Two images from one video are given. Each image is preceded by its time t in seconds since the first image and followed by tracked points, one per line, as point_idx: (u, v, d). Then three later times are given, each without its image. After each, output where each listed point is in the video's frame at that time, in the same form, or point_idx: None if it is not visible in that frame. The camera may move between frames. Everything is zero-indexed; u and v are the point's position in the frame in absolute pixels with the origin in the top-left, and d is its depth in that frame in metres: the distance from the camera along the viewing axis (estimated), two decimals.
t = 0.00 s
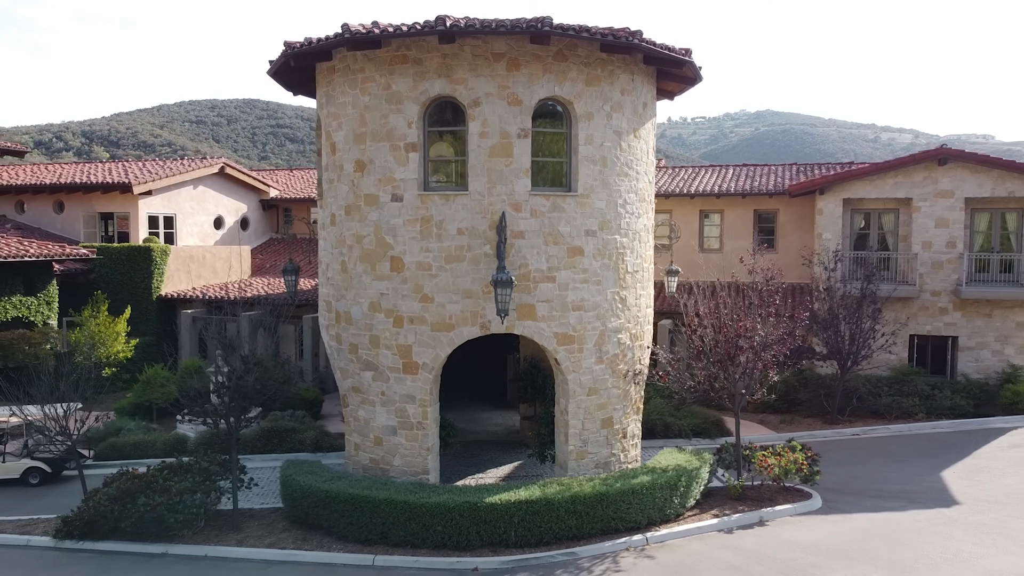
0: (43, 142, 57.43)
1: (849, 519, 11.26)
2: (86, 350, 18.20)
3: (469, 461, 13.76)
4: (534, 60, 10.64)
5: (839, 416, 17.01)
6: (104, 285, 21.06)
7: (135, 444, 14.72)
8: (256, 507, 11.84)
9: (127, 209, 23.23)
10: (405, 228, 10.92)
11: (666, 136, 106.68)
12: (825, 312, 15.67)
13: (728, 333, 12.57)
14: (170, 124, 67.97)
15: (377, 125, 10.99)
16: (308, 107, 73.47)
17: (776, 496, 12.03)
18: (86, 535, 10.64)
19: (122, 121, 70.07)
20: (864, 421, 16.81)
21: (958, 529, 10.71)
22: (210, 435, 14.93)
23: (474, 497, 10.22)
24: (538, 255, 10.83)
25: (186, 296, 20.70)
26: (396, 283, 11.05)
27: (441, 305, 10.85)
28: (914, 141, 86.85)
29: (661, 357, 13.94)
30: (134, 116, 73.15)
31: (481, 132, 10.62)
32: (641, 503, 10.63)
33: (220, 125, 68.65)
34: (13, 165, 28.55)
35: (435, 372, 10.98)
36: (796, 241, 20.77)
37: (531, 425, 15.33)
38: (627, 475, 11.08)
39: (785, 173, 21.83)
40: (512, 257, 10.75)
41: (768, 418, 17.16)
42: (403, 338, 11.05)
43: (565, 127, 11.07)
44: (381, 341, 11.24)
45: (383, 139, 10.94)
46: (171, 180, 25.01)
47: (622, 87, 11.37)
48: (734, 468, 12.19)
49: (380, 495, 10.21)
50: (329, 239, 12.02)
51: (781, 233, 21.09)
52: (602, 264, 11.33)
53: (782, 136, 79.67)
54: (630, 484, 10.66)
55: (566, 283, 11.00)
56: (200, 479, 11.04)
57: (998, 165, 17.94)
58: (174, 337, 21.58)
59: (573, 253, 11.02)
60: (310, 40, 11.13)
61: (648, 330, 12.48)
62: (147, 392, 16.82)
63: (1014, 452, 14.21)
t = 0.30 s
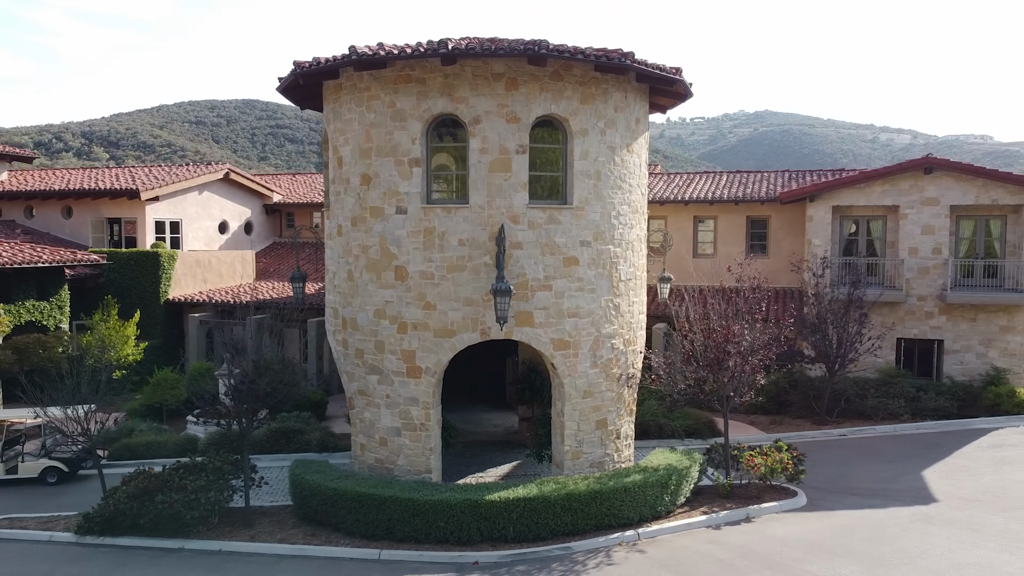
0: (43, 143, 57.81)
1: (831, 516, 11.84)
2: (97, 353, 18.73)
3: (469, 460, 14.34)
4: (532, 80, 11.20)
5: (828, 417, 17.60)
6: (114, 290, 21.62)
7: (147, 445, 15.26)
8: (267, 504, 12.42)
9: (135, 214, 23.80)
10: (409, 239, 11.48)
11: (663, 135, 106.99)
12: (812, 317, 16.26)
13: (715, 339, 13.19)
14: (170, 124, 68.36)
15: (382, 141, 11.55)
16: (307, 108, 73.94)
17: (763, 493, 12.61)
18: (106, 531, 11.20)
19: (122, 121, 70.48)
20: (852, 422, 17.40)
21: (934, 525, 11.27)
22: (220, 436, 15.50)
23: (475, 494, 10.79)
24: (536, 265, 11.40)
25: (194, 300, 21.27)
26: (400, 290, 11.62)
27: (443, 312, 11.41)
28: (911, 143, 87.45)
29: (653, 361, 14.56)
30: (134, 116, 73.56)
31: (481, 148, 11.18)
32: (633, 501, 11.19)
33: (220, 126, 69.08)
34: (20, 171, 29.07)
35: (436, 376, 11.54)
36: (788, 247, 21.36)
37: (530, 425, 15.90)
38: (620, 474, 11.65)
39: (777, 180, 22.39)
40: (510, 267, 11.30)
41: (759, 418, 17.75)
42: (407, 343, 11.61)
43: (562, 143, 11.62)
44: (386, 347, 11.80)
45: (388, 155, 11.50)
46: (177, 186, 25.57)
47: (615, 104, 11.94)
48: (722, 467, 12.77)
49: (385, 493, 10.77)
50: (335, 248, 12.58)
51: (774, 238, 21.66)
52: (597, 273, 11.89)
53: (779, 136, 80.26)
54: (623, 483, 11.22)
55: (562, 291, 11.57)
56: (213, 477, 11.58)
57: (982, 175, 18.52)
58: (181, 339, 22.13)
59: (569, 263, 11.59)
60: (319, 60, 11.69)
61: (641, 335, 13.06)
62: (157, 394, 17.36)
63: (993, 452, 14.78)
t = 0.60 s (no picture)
0: (44, 143, 58.15)
1: (817, 513, 12.41)
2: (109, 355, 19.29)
3: (471, 460, 14.92)
4: (531, 98, 11.77)
5: (818, 418, 18.18)
6: (124, 294, 22.21)
7: (161, 445, 15.84)
8: (278, 502, 13.01)
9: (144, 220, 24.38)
10: (414, 250, 12.06)
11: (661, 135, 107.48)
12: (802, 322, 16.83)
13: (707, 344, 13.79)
14: (171, 124, 68.74)
15: (388, 156, 12.12)
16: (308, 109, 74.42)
17: (751, 492, 13.17)
18: (126, 527, 11.79)
19: (122, 121, 70.80)
20: (841, 423, 17.98)
21: (914, 521, 11.86)
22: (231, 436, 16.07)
23: (476, 492, 11.38)
24: (535, 274, 11.97)
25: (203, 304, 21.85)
26: (405, 298, 12.20)
27: (446, 319, 11.99)
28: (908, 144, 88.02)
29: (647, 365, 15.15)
30: (134, 117, 73.91)
31: (482, 164, 11.76)
32: (627, 499, 11.77)
33: (221, 127, 69.50)
34: (30, 176, 29.64)
35: (440, 379, 12.12)
36: (781, 252, 21.93)
37: (529, 426, 16.48)
38: (615, 473, 12.22)
39: (771, 187, 22.95)
40: (510, 276, 11.88)
41: (752, 420, 18.32)
42: (412, 348, 12.19)
43: (559, 158, 12.20)
44: (392, 352, 12.37)
45: (393, 169, 12.08)
46: (185, 192, 26.15)
47: (611, 120, 12.51)
48: (714, 467, 13.33)
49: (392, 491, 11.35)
50: (343, 257, 13.16)
51: (767, 244, 22.22)
52: (593, 281, 12.47)
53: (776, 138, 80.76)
54: (618, 481, 11.80)
55: (560, 299, 12.15)
56: (228, 476, 12.17)
57: (968, 183, 19.10)
58: (190, 342, 22.72)
59: (566, 272, 12.17)
60: (327, 79, 12.26)
61: (635, 340, 13.64)
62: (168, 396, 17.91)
63: (975, 452, 15.36)
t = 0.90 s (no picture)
0: (45, 144, 58.48)
1: (803, 510, 13.02)
2: (121, 357, 19.87)
3: (473, 459, 15.55)
4: (530, 115, 12.37)
5: (809, 420, 18.78)
6: (135, 298, 22.82)
7: (174, 445, 16.42)
8: (289, 500, 13.62)
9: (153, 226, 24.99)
10: (419, 259, 12.65)
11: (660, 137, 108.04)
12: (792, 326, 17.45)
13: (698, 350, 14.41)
14: (172, 126, 69.22)
15: (395, 169, 12.72)
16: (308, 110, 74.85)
17: (741, 491, 13.77)
18: (146, 523, 12.39)
19: (123, 122, 71.30)
20: (831, 424, 18.56)
21: (895, 518, 12.45)
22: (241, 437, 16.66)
23: (479, 490, 11.97)
24: (535, 282, 12.57)
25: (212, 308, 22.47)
26: (411, 305, 12.79)
27: (450, 325, 12.58)
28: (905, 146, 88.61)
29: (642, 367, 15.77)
30: (135, 118, 74.25)
31: (485, 177, 12.37)
32: (623, 496, 12.36)
33: (222, 128, 70.02)
34: (40, 181, 30.22)
35: (444, 383, 12.72)
36: (775, 257, 22.51)
37: (529, 427, 17.09)
38: (611, 472, 12.82)
39: (765, 194, 23.54)
40: (511, 284, 12.48)
41: (745, 421, 18.91)
42: (417, 353, 12.79)
43: (558, 171, 12.80)
44: (398, 356, 12.97)
45: (400, 182, 12.68)
46: (192, 197, 26.74)
47: (607, 134, 13.11)
48: (705, 465, 13.96)
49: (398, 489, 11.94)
50: (351, 265, 13.76)
51: (761, 250, 22.81)
52: (590, 288, 13.07)
53: (774, 138, 81.25)
54: (614, 479, 12.39)
55: (558, 306, 12.74)
56: (242, 474, 12.75)
57: (955, 191, 19.70)
58: (199, 345, 23.31)
59: (564, 280, 12.77)
60: (336, 96, 12.85)
61: (631, 345, 14.24)
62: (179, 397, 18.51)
63: (958, 452, 15.96)
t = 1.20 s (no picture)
0: (46, 145, 58.82)
1: (791, 506, 13.65)
2: (134, 360, 20.48)
3: (475, 458, 16.19)
4: (531, 131, 12.98)
5: (800, 420, 19.42)
6: (146, 301, 23.44)
7: (188, 445, 17.04)
8: (300, 497, 14.25)
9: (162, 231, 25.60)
10: (425, 268, 13.27)
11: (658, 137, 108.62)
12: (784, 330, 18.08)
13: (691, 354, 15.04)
14: (172, 126, 69.70)
15: (401, 183, 13.33)
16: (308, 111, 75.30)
17: (731, 488, 14.41)
18: (165, 519, 13.01)
19: (123, 122, 71.76)
20: (821, 425, 19.20)
21: (878, 514, 13.09)
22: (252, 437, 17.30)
23: (481, 487, 12.58)
24: (535, 289, 13.19)
25: (221, 312, 23.08)
26: (417, 311, 13.40)
27: (454, 330, 13.20)
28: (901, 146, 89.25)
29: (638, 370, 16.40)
30: (135, 118, 74.68)
31: (488, 190, 12.98)
32: (619, 493, 12.98)
33: (222, 128, 70.55)
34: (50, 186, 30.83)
35: (448, 385, 13.33)
36: (768, 262, 23.14)
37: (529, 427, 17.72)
38: (608, 470, 13.44)
39: (759, 200, 24.14)
40: (512, 292, 13.09)
41: (738, 421, 19.56)
42: (422, 357, 13.41)
43: (557, 184, 13.41)
44: (404, 360, 13.59)
45: (406, 195, 13.29)
46: (200, 203, 27.36)
47: (604, 148, 13.72)
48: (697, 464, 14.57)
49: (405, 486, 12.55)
50: (359, 272, 14.37)
51: (755, 255, 23.42)
52: (588, 295, 13.69)
53: (771, 139, 81.79)
54: (610, 478, 13.00)
55: (557, 312, 13.35)
56: (256, 473, 13.35)
57: (943, 199, 20.33)
58: (208, 347, 23.93)
59: (563, 287, 13.38)
60: (345, 112, 13.46)
61: (627, 349, 14.87)
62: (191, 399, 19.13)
63: (942, 452, 16.58)
